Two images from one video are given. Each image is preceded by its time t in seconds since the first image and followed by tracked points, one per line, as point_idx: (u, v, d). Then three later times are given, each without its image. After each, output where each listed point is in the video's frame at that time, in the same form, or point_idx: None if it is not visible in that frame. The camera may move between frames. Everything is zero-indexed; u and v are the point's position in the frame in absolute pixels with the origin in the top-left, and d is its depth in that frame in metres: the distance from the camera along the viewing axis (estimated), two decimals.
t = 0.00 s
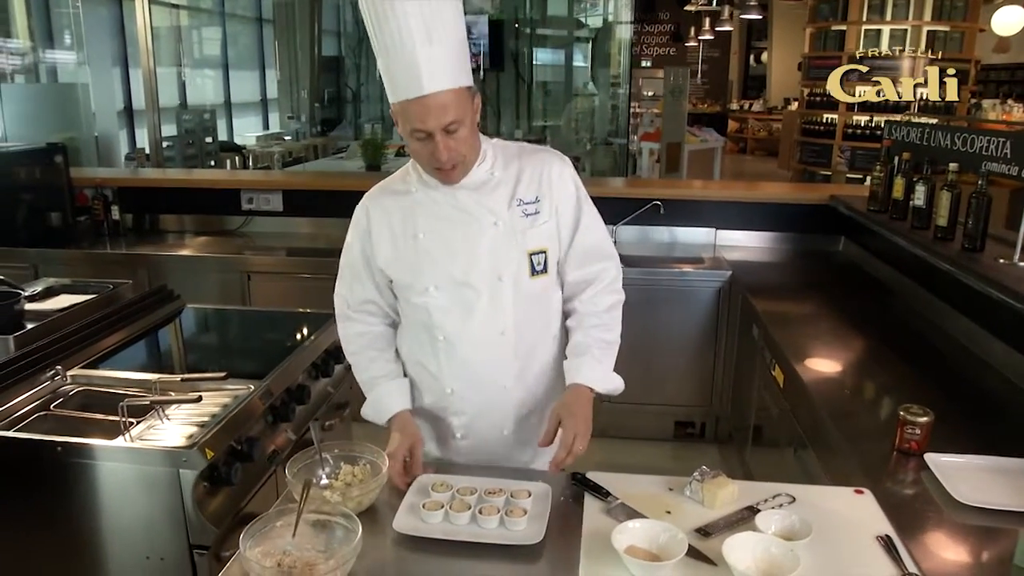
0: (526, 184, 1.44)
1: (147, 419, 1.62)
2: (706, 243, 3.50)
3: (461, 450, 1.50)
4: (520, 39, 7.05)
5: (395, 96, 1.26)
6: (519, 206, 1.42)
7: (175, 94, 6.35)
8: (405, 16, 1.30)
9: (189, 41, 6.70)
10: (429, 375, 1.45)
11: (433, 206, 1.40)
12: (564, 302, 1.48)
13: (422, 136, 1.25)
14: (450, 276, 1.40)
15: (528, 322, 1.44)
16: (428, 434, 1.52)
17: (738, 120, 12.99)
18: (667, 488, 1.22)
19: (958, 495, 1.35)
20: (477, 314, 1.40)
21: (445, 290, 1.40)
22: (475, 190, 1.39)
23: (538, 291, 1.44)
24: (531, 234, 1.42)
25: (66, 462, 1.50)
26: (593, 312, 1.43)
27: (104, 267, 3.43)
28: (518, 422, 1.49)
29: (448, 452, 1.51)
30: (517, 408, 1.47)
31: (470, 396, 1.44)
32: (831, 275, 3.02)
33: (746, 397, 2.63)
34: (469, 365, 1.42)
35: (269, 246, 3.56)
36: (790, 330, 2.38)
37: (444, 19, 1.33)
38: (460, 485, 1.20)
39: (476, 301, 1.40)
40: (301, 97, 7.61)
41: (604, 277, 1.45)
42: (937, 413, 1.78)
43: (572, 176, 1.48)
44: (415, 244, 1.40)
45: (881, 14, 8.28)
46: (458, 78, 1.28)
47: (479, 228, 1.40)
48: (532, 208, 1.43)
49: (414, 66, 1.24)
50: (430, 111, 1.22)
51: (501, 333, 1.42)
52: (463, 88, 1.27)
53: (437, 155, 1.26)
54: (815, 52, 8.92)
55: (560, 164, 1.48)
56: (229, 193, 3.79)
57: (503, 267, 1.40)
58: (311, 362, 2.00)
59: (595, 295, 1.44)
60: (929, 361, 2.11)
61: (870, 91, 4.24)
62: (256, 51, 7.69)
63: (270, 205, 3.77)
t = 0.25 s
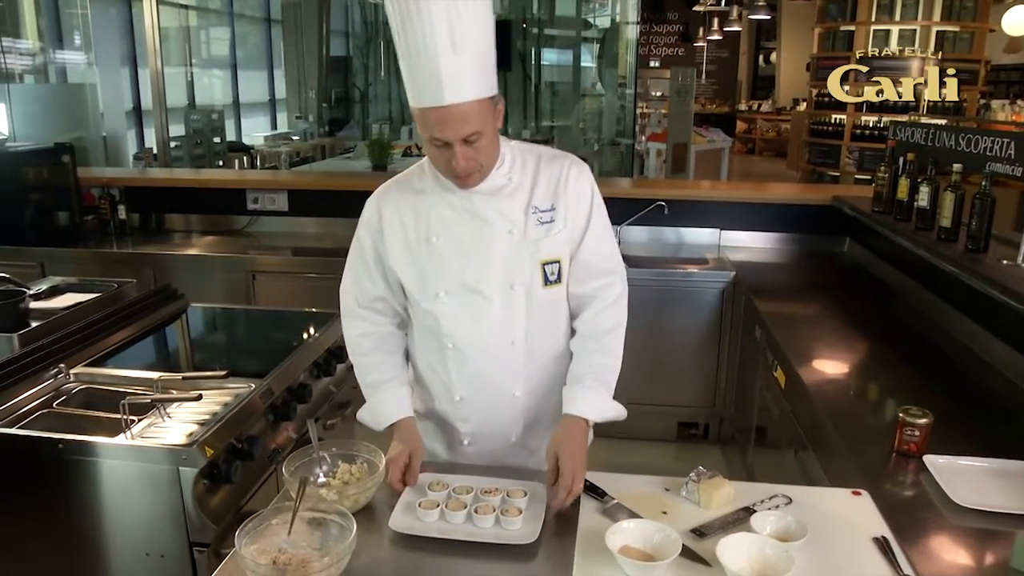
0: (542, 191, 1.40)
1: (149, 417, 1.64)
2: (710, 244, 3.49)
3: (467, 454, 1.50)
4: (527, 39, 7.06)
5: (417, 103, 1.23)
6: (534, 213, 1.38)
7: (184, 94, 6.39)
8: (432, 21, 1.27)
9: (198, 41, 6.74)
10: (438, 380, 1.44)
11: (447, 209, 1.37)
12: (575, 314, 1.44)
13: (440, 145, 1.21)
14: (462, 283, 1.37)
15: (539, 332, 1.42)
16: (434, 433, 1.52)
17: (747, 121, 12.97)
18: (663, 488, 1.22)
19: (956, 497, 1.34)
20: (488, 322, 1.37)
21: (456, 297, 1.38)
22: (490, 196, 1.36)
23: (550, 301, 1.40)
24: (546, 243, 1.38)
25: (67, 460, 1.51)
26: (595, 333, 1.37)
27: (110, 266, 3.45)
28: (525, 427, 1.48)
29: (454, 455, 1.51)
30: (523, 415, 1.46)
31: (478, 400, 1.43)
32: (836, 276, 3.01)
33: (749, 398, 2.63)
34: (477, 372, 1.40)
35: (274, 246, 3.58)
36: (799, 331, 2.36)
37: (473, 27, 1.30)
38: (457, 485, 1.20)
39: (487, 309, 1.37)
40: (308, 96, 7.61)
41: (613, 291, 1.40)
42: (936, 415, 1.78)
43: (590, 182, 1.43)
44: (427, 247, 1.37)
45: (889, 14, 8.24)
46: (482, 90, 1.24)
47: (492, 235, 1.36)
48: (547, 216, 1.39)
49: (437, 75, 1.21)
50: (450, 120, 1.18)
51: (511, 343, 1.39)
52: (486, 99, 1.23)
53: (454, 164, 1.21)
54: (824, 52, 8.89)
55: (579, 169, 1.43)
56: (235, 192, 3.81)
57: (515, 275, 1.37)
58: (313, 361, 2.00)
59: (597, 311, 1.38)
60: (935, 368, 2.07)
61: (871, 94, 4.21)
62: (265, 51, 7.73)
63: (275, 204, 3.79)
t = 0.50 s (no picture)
0: (575, 205, 1.36)
1: (150, 414, 1.65)
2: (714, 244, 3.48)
3: (469, 454, 1.50)
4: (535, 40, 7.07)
5: (455, 112, 1.22)
6: (562, 228, 1.35)
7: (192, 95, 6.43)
8: (477, 31, 1.27)
9: (207, 42, 6.77)
10: (448, 382, 1.43)
11: (474, 212, 1.35)
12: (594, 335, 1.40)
13: (474, 155, 1.19)
14: (481, 291, 1.35)
15: (555, 348, 1.39)
16: (441, 429, 1.53)
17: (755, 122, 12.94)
18: (658, 488, 1.22)
19: (954, 500, 1.34)
20: (503, 333, 1.36)
21: (473, 304, 1.36)
22: (518, 206, 1.33)
23: (567, 320, 1.37)
24: (571, 261, 1.35)
25: (69, 456, 1.53)
26: (609, 359, 1.32)
27: (116, 265, 3.47)
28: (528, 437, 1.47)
29: (456, 454, 1.51)
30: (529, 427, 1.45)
31: (484, 407, 1.42)
32: (840, 278, 3.00)
33: (751, 399, 2.62)
34: (487, 381, 1.39)
35: (279, 245, 3.59)
36: (812, 333, 2.35)
37: (520, 42, 1.29)
38: (453, 487, 1.20)
39: (502, 320, 1.35)
40: (317, 96, 7.62)
41: (633, 316, 1.34)
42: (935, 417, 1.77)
43: (629, 200, 1.37)
44: (450, 249, 1.36)
45: (899, 15, 8.20)
46: (523, 105, 1.23)
47: (515, 245, 1.34)
48: (576, 233, 1.35)
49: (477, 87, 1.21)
50: (486, 132, 1.17)
51: (522, 358, 1.38)
52: (526, 115, 1.22)
53: (484, 175, 1.20)
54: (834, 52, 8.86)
55: (618, 185, 1.37)
56: (240, 192, 3.83)
57: (535, 289, 1.35)
58: (315, 359, 2.02)
59: (613, 340, 1.33)
60: (943, 372, 2.04)
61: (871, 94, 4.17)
62: (273, 51, 7.76)
63: (280, 204, 3.80)
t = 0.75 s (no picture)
0: (597, 217, 1.34)
1: (152, 413, 1.66)
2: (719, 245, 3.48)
3: (483, 458, 1.50)
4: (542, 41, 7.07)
5: (475, 89, 1.20)
6: (582, 240, 1.34)
7: (201, 95, 6.48)
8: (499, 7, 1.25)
9: (215, 42, 6.79)
10: (463, 387, 1.43)
11: (493, 218, 1.35)
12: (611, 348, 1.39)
13: (495, 134, 1.17)
14: (497, 299, 1.35)
15: (571, 359, 1.39)
16: (456, 430, 1.53)
17: (764, 122, 12.90)
18: (655, 489, 1.22)
19: (951, 502, 1.34)
20: (518, 342, 1.36)
21: (489, 312, 1.36)
22: (537, 216, 1.33)
23: (584, 331, 1.36)
24: (590, 274, 1.33)
25: (70, 454, 1.54)
26: (623, 373, 1.28)
27: (122, 264, 3.50)
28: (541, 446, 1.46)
29: (469, 457, 1.51)
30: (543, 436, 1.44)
31: (497, 413, 1.42)
32: (845, 279, 2.98)
33: (753, 398, 2.62)
34: (501, 388, 1.40)
35: (285, 245, 3.61)
36: (826, 335, 2.34)
37: (542, 18, 1.27)
38: (450, 490, 1.19)
39: (517, 330, 1.35)
40: (325, 97, 7.63)
41: (656, 332, 1.31)
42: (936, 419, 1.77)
43: (653, 214, 1.34)
44: (468, 253, 1.36)
45: (908, 15, 8.13)
46: (545, 80, 1.21)
47: (533, 255, 1.34)
48: (596, 246, 1.34)
49: (497, 61, 1.18)
50: (507, 108, 1.15)
51: (537, 368, 1.37)
52: (548, 91, 1.20)
53: (506, 155, 1.17)
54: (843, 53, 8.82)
55: (643, 198, 1.34)
56: (246, 192, 3.85)
57: (551, 301, 1.34)
58: (316, 359, 2.03)
59: (635, 353, 1.30)
60: (948, 374, 2.03)
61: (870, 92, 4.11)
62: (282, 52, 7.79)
63: (286, 204, 3.82)
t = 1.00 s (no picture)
0: (600, 214, 1.35)
1: (154, 410, 1.67)
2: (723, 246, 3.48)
3: (489, 457, 1.49)
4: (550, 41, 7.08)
5: (491, 62, 1.23)
6: (585, 237, 1.34)
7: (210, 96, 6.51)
8: None
9: (225, 43, 6.83)
10: (467, 387, 1.43)
11: (497, 217, 1.36)
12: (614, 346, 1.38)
13: (511, 98, 1.19)
14: (501, 297, 1.35)
15: (575, 356, 1.39)
16: (460, 432, 1.53)
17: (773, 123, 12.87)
18: (652, 489, 1.22)
19: (949, 504, 1.33)
20: (522, 340, 1.36)
21: (493, 310, 1.36)
22: (541, 213, 1.33)
23: (587, 329, 1.36)
24: (593, 270, 1.33)
25: (72, 451, 1.55)
26: (621, 371, 1.29)
27: (129, 263, 3.52)
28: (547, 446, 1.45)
29: (474, 457, 1.51)
30: (546, 434, 1.44)
31: (501, 412, 1.42)
32: (851, 280, 2.98)
33: (757, 398, 2.61)
34: (504, 386, 1.40)
35: (290, 245, 3.62)
36: (831, 337, 2.33)
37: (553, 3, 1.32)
38: (445, 491, 1.18)
39: (522, 327, 1.35)
40: (333, 97, 7.64)
41: (654, 329, 1.32)
42: (935, 419, 1.77)
43: (655, 211, 1.34)
44: (471, 252, 1.36)
45: (918, 15, 8.09)
46: (557, 55, 1.25)
47: (537, 253, 1.34)
48: (599, 242, 1.34)
49: (513, 32, 1.22)
50: (523, 71, 1.19)
51: (542, 365, 1.38)
52: (560, 64, 1.24)
53: (522, 117, 1.19)
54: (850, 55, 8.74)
55: (645, 195, 1.35)
56: (252, 192, 3.86)
57: (556, 298, 1.34)
58: (318, 357, 2.03)
59: (631, 352, 1.30)
60: (951, 376, 2.02)
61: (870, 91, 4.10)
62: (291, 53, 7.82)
63: (291, 204, 3.83)
